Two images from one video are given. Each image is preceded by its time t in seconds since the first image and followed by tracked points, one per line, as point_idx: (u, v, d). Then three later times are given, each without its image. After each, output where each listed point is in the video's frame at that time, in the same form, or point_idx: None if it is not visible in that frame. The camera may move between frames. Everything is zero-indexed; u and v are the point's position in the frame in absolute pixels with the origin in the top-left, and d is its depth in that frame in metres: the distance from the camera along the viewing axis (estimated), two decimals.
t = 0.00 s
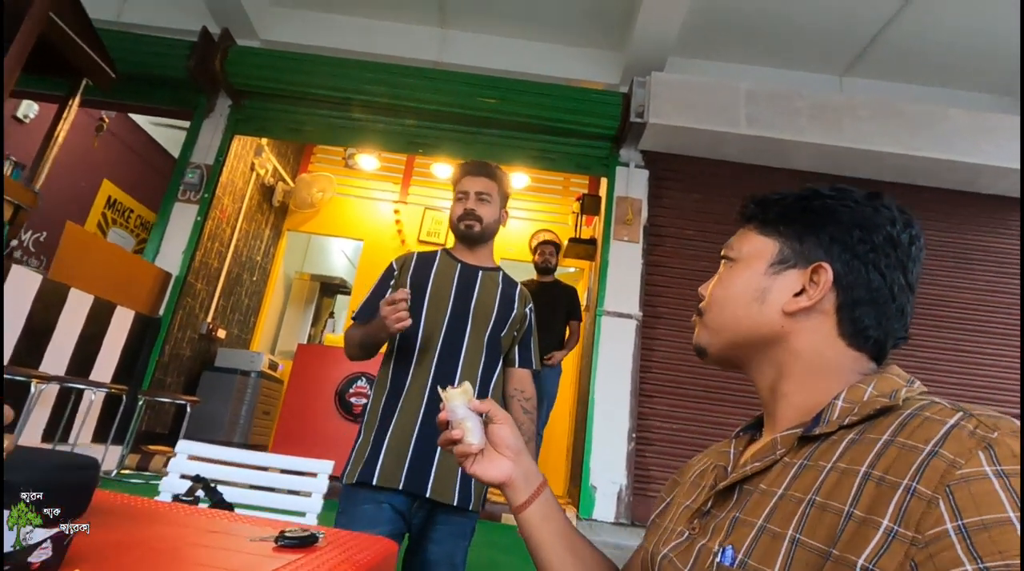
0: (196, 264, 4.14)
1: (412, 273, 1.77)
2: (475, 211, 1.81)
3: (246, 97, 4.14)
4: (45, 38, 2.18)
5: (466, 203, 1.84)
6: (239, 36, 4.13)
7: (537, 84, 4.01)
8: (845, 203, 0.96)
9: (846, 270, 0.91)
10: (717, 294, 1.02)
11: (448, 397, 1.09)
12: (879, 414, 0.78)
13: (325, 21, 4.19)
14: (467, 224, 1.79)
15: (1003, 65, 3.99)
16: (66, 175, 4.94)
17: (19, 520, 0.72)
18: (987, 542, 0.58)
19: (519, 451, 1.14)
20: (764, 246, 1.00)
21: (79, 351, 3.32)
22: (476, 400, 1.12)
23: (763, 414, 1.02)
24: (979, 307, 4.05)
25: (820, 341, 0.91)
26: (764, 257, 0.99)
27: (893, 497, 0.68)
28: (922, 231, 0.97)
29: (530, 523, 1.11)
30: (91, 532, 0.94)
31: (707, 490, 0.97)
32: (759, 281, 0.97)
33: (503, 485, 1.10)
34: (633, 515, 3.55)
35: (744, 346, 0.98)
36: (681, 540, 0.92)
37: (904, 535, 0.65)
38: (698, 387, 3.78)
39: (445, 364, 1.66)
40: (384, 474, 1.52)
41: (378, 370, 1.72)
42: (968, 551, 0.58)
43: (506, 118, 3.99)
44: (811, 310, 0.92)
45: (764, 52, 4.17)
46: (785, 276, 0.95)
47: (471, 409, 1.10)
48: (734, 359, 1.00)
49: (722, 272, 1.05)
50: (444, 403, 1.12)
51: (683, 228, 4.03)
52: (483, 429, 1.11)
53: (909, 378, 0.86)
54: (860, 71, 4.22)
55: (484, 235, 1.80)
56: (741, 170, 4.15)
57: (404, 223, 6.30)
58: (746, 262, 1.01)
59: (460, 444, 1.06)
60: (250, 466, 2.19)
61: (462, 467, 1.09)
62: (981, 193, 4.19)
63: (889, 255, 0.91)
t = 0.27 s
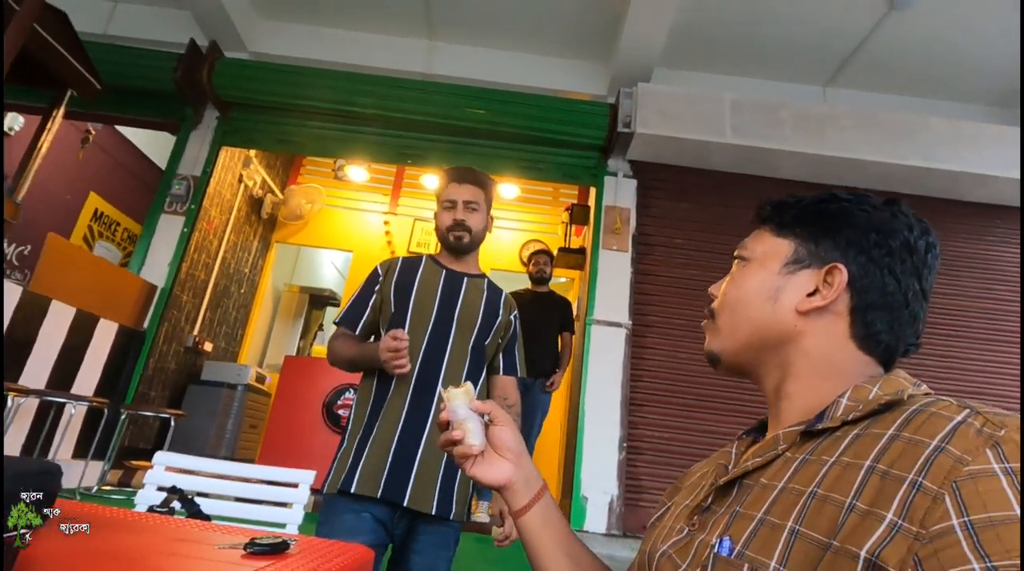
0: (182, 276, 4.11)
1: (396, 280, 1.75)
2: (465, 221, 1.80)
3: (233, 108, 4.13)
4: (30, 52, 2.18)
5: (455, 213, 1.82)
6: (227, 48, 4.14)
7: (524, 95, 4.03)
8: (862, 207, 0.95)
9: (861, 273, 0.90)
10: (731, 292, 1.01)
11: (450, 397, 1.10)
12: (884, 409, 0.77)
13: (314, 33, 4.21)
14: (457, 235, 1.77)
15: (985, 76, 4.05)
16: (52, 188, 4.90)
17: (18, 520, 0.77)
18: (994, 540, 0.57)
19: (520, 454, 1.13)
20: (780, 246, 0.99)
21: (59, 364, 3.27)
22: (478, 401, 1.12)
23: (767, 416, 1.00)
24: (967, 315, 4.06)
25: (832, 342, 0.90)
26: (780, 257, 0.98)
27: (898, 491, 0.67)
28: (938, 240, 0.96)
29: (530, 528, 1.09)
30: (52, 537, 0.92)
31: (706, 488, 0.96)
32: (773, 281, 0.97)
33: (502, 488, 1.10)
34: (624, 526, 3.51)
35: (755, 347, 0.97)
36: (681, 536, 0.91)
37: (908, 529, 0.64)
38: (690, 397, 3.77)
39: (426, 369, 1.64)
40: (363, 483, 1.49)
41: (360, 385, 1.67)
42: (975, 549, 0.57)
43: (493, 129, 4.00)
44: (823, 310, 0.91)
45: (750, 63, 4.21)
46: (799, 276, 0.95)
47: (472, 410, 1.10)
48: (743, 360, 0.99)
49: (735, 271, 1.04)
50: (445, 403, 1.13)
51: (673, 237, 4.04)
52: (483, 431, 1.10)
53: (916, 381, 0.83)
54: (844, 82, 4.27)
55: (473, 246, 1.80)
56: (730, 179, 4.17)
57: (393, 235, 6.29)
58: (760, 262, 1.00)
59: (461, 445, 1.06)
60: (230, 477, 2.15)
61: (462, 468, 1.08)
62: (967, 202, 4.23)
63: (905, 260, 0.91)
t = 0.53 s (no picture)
0: (189, 280, 4.15)
1: (398, 282, 1.76)
2: (469, 220, 1.81)
3: (242, 115, 4.18)
4: (44, 58, 2.22)
5: (460, 212, 1.84)
6: (237, 56, 4.20)
7: (528, 103, 4.06)
8: (855, 202, 0.96)
9: (854, 267, 0.91)
10: (725, 291, 1.02)
11: (451, 383, 1.11)
12: (880, 401, 0.77)
13: (322, 41, 4.26)
14: (461, 232, 1.79)
15: (990, 85, 4.05)
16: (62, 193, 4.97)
17: (20, 521, 0.79)
18: (990, 532, 0.57)
19: (519, 443, 1.14)
20: (774, 244, 1.01)
21: (67, 366, 3.31)
22: (479, 388, 1.13)
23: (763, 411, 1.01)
24: (973, 324, 4.04)
25: (824, 337, 0.91)
26: (774, 254, 0.99)
27: (893, 480, 0.67)
28: (931, 234, 0.97)
29: (526, 516, 1.11)
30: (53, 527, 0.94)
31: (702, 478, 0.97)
32: (767, 278, 0.98)
33: (501, 475, 1.11)
34: (627, 534, 3.49)
35: (749, 343, 0.98)
36: (675, 525, 0.92)
37: (903, 518, 0.64)
38: (694, 404, 3.75)
39: (433, 370, 1.65)
40: (369, 484, 1.49)
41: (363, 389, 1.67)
42: (970, 539, 0.58)
43: (498, 136, 4.03)
44: (816, 306, 0.92)
45: (754, 72, 4.23)
46: (792, 273, 0.96)
47: (473, 397, 1.11)
48: (739, 357, 1.00)
49: (730, 270, 1.05)
50: (446, 389, 1.14)
51: (677, 244, 4.05)
52: (483, 418, 1.11)
53: (913, 376, 0.83)
54: (848, 91, 4.28)
55: (476, 244, 1.81)
56: (734, 187, 4.18)
57: (399, 241, 6.33)
58: (753, 259, 1.02)
59: (460, 430, 1.07)
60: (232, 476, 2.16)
61: (461, 454, 1.09)
62: (973, 210, 4.22)
63: (898, 255, 0.91)
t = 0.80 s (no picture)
0: (196, 276, 4.17)
1: (406, 279, 1.76)
2: (479, 221, 1.82)
3: (248, 111, 4.20)
4: (54, 56, 2.24)
5: (470, 212, 1.84)
6: (243, 52, 4.21)
7: (534, 99, 4.06)
8: (843, 192, 0.96)
9: (845, 258, 0.91)
10: (717, 288, 1.03)
11: (450, 383, 1.12)
12: (883, 399, 0.78)
13: (329, 37, 4.27)
14: (471, 234, 1.79)
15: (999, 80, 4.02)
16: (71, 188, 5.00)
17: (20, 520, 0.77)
18: (994, 533, 0.58)
19: (521, 443, 1.15)
20: (763, 238, 1.00)
21: (76, 361, 3.33)
22: (479, 388, 1.15)
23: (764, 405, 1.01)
24: (980, 321, 4.02)
25: (819, 330, 0.91)
26: (764, 248, 0.99)
27: (897, 482, 0.68)
28: (922, 217, 0.97)
29: (528, 516, 1.11)
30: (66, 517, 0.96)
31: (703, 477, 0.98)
32: (758, 273, 0.98)
33: (502, 475, 1.11)
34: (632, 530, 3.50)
35: (744, 339, 0.98)
36: (676, 524, 0.93)
37: (906, 521, 0.65)
38: (700, 401, 3.75)
39: (442, 367, 1.66)
40: (373, 477, 1.51)
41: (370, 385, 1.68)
42: (974, 542, 0.58)
43: (504, 132, 4.03)
44: (810, 300, 0.92)
45: (761, 68, 4.22)
46: (783, 267, 0.96)
47: (473, 397, 1.13)
48: (736, 352, 1.01)
49: (721, 266, 1.05)
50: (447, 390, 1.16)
51: (682, 240, 4.04)
52: (483, 418, 1.12)
53: (914, 367, 0.85)
54: (856, 86, 4.26)
55: (485, 246, 1.82)
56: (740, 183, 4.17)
57: (404, 237, 6.34)
58: (744, 255, 1.02)
59: (461, 430, 1.09)
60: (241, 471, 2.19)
61: (463, 453, 1.10)
62: (981, 207, 4.20)
63: (889, 241, 0.91)
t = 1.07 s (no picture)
0: (191, 275, 4.15)
1: (404, 278, 1.76)
2: (477, 219, 1.81)
3: (243, 109, 4.18)
4: (47, 53, 2.21)
5: (468, 210, 1.84)
6: (238, 50, 4.19)
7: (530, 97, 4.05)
8: (855, 188, 0.95)
9: (852, 257, 0.91)
10: (722, 280, 1.03)
11: (450, 379, 1.11)
12: (884, 398, 0.78)
13: (324, 36, 4.26)
14: (470, 232, 1.79)
15: (993, 79, 4.04)
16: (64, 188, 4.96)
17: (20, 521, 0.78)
18: (996, 532, 0.57)
19: (520, 441, 1.15)
20: (771, 233, 1.01)
21: (70, 361, 3.31)
22: (478, 385, 1.13)
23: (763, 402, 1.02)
24: (975, 318, 4.03)
25: (821, 328, 0.91)
26: (770, 243, 1.00)
27: (898, 481, 0.67)
28: (934, 218, 0.97)
29: (528, 515, 1.11)
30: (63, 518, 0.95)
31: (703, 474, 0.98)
32: (763, 268, 0.98)
33: (501, 474, 1.11)
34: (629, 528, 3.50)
35: (744, 334, 0.99)
36: (675, 522, 0.93)
37: (908, 520, 0.64)
38: (697, 399, 3.76)
39: (440, 366, 1.66)
40: (373, 476, 1.50)
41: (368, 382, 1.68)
42: (976, 542, 0.58)
43: (500, 131, 4.02)
44: (813, 297, 0.92)
45: (757, 67, 4.22)
46: (789, 263, 0.96)
47: (472, 394, 1.12)
48: (734, 347, 1.01)
49: (728, 259, 1.06)
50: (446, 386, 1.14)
51: (678, 239, 4.04)
52: (483, 416, 1.12)
53: (915, 367, 0.85)
54: (851, 85, 4.27)
55: (483, 244, 1.82)
56: (736, 181, 4.17)
57: (400, 236, 6.33)
58: (751, 248, 1.02)
59: (460, 427, 1.09)
60: (236, 471, 2.18)
61: (462, 451, 1.11)
62: (975, 205, 4.21)
63: (899, 242, 0.91)
